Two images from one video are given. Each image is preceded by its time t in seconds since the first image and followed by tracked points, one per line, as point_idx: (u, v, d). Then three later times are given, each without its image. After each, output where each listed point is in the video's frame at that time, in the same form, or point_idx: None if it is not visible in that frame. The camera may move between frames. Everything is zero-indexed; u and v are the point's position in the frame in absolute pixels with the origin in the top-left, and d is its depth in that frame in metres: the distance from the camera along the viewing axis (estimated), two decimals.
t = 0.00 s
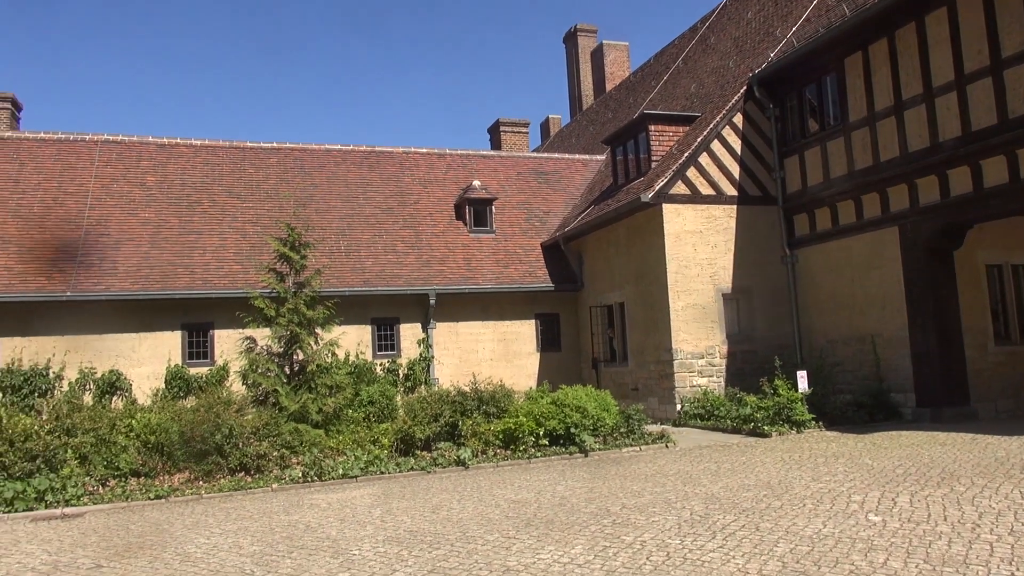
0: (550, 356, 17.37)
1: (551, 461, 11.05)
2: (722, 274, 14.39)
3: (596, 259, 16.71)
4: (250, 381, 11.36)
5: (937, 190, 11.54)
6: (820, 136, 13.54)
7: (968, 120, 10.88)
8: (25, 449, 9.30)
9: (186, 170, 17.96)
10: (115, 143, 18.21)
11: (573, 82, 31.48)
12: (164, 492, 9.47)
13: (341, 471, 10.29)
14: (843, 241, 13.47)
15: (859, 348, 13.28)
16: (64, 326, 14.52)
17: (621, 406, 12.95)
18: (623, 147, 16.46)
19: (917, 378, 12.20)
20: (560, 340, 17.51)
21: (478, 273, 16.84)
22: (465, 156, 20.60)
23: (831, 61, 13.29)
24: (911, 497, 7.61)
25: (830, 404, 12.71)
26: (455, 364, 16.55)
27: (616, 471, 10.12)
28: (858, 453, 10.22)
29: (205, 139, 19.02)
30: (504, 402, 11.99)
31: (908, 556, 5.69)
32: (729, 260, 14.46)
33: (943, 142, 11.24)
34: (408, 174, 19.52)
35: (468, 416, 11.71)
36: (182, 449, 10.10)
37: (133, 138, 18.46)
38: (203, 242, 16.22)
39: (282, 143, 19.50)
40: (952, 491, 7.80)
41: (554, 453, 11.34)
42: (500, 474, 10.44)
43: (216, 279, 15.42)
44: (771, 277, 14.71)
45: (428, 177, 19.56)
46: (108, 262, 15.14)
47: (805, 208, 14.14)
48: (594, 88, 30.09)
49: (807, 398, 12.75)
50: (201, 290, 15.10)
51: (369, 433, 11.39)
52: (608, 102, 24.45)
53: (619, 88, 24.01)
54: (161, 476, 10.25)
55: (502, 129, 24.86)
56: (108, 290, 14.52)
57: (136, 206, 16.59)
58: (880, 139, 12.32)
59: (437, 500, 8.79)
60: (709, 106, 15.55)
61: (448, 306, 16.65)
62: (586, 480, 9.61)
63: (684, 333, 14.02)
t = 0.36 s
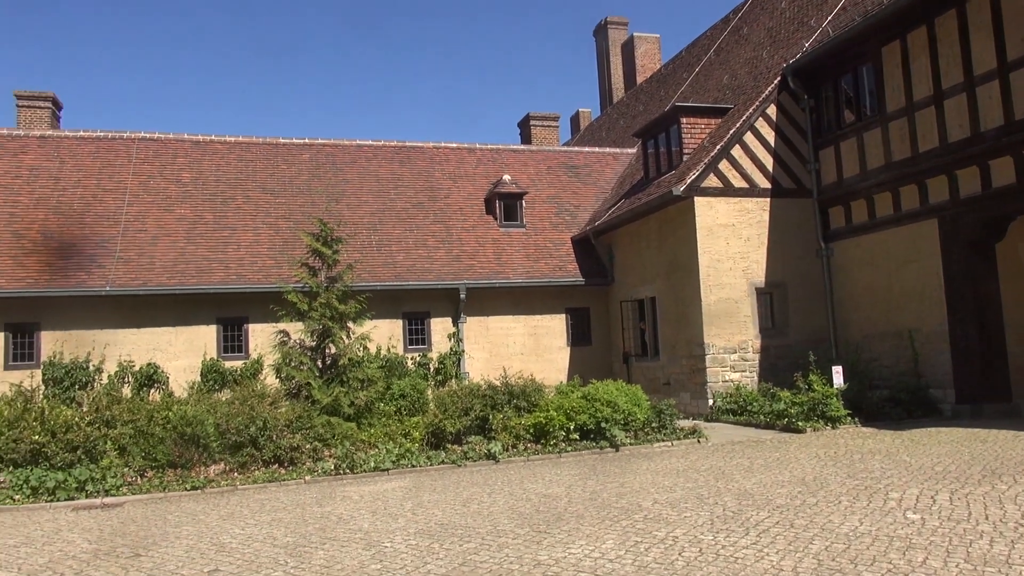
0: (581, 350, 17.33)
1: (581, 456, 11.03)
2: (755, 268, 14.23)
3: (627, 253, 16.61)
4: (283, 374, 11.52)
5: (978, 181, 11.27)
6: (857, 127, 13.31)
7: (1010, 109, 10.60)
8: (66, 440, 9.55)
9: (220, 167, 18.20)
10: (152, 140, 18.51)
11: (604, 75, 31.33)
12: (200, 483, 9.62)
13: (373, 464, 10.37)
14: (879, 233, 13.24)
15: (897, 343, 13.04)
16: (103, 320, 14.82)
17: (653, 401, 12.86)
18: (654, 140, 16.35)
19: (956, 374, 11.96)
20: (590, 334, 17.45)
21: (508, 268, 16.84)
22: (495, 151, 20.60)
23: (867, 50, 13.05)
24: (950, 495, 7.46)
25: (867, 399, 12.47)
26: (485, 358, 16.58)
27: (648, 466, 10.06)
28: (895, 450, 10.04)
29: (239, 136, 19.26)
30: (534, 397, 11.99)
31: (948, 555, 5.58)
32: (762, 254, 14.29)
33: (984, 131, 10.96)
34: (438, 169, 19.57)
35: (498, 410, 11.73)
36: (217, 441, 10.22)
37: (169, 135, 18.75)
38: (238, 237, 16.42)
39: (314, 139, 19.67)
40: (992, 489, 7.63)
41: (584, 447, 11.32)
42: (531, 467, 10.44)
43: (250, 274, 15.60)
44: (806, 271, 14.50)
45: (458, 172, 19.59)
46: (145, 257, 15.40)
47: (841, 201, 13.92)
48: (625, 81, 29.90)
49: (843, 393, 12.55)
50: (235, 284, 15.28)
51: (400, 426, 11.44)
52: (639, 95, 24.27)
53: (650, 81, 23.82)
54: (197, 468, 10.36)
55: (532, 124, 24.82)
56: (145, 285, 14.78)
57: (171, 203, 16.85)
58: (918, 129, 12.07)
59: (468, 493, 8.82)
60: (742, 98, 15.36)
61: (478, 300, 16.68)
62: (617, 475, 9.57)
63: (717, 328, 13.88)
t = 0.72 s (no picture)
0: (610, 345, 17.26)
1: (612, 451, 10.99)
2: (787, 261, 14.06)
3: (657, 246, 16.49)
4: (314, 369, 11.64)
5: (1018, 171, 10.99)
6: (891, 116, 13.07)
7: None
8: (104, 435, 9.73)
9: (251, 164, 18.40)
10: (185, 139, 18.77)
11: (632, 68, 31.13)
12: (234, 477, 9.75)
13: (404, 458, 10.42)
14: (915, 224, 12.99)
15: (933, 336, 12.81)
16: (138, 317, 15.06)
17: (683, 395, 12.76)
18: (684, 132, 16.20)
19: (996, 368, 11.76)
20: (620, 328, 17.38)
21: (537, 262, 16.82)
22: (523, 145, 20.57)
23: (902, 38, 12.80)
24: (988, 491, 7.30)
25: (903, 393, 12.29)
26: (514, 353, 16.59)
27: (679, 461, 9.99)
28: (932, 445, 9.87)
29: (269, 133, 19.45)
30: (563, 391, 11.93)
31: (988, 552, 5.47)
32: (794, 246, 14.11)
33: None
34: (467, 164, 19.60)
35: (528, 405, 11.70)
36: (250, 435, 10.38)
37: (201, 133, 18.99)
38: (269, 234, 16.58)
39: (343, 136, 19.80)
40: None
41: (614, 442, 11.28)
42: (561, 462, 10.44)
43: (281, 270, 15.75)
44: (839, 263, 14.29)
45: (486, 167, 19.60)
46: (179, 254, 15.61)
47: (875, 192, 13.69)
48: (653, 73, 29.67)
49: (878, 387, 12.36)
50: (266, 281, 15.44)
51: (430, 421, 11.48)
52: (668, 87, 24.06)
53: (679, 73, 23.61)
54: (231, 462, 10.45)
55: (560, 117, 24.73)
56: (179, 282, 14.99)
57: (204, 200, 17.06)
58: (955, 117, 11.81)
59: (499, 488, 8.84)
60: (773, 88, 15.15)
61: (507, 295, 16.68)
62: (647, 470, 9.52)
63: (748, 321, 13.74)
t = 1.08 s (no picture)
0: (639, 339, 17.18)
1: (642, 445, 10.94)
2: (819, 253, 13.87)
3: (686, 240, 16.36)
4: (344, 364, 11.75)
5: None
6: (926, 105, 12.83)
7: None
8: (139, 429, 9.84)
9: (281, 162, 18.56)
10: (216, 138, 19.00)
11: (660, 60, 30.89)
12: (267, 471, 9.86)
13: (433, 452, 10.47)
14: (950, 215, 12.74)
15: (970, 329, 12.55)
16: (172, 313, 15.28)
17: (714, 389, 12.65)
18: (713, 124, 16.04)
19: None
20: (649, 323, 17.28)
21: (565, 257, 16.77)
22: (550, 139, 20.53)
23: (937, 25, 12.54)
24: None
25: (939, 387, 12.08)
26: (543, 347, 16.57)
27: (709, 455, 9.92)
28: (970, 439, 9.68)
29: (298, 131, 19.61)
30: (592, 386, 11.92)
31: None
32: (826, 238, 13.92)
33: None
34: (494, 159, 19.60)
35: (557, 399, 11.69)
36: (282, 430, 10.50)
37: (232, 132, 19.21)
38: (299, 231, 16.73)
39: (371, 133, 19.90)
40: None
41: (644, 436, 11.23)
42: (590, 457, 10.42)
43: (311, 266, 15.88)
44: (872, 255, 14.08)
45: (513, 162, 19.58)
46: (211, 251, 15.80)
47: (909, 182, 13.46)
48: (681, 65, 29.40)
49: (913, 381, 12.15)
50: (296, 277, 15.57)
51: (460, 415, 11.52)
52: (696, 79, 23.84)
53: (707, 64, 23.38)
54: (264, 456, 10.58)
55: (587, 111, 24.63)
56: (212, 279, 15.17)
57: (235, 198, 17.26)
58: (992, 105, 11.55)
59: (529, 482, 8.84)
60: (804, 78, 14.94)
61: (535, 290, 16.67)
62: (678, 464, 9.45)
63: (780, 315, 13.59)
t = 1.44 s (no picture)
0: (668, 334, 17.08)
1: (671, 440, 10.89)
2: (851, 246, 13.69)
3: (715, 233, 16.23)
4: (374, 359, 11.84)
5: None
6: (962, 94, 12.57)
7: None
8: (174, 423, 9.95)
9: (309, 159, 18.71)
10: (246, 135, 19.20)
11: (688, 52, 30.63)
12: (299, 465, 9.98)
13: (463, 447, 10.51)
14: (986, 206, 12.48)
15: (1006, 323, 12.31)
16: (204, 310, 15.49)
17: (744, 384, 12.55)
18: (742, 116, 15.88)
19: None
20: (678, 317, 17.18)
21: (592, 251, 16.72)
22: (577, 133, 20.46)
23: (972, 12, 12.26)
24: None
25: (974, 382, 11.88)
26: (571, 342, 16.54)
27: (740, 450, 9.84)
28: (1008, 435, 9.49)
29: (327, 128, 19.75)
30: (621, 381, 11.89)
31: None
32: (858, 231, 13.73)
33: None
34: (521, 154, 19.58)
35: (585, 394, 11.67)
36: (313, 424, 10.60)
37: (261, 129, 19.40)
38: (328, 227, 16.85)
39: (399, 129, 19.99)
40: None
41: (674, 431, 11.18)
42: (619, 451, 10.39)
43: (340, 262, 15.99)
44: (906, 247, 13.85)
45: (541, 156, 19.55)
46: (243, 248, 15.98)
47: (944, 173, 13.21)
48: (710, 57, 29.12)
49: (948, 376, 11.97)
50: (326, 273, 15.69)
51: (488, 410, 11.56)
52: (725, 70, 23.60)
53: (736, 55, 23.12)
54: (296, 450, 10.70)
55: (614, 104, 24.51)
56: (243, 275, 15.34)
57: (265, 195, 17.44)
58: None
59: (558, 477, 8.84)
60: (835, 68, 14.73)
61: (563, 284, 16.64)
62: (708, 460, 9.38)
63: (811, 308, 13.44)
